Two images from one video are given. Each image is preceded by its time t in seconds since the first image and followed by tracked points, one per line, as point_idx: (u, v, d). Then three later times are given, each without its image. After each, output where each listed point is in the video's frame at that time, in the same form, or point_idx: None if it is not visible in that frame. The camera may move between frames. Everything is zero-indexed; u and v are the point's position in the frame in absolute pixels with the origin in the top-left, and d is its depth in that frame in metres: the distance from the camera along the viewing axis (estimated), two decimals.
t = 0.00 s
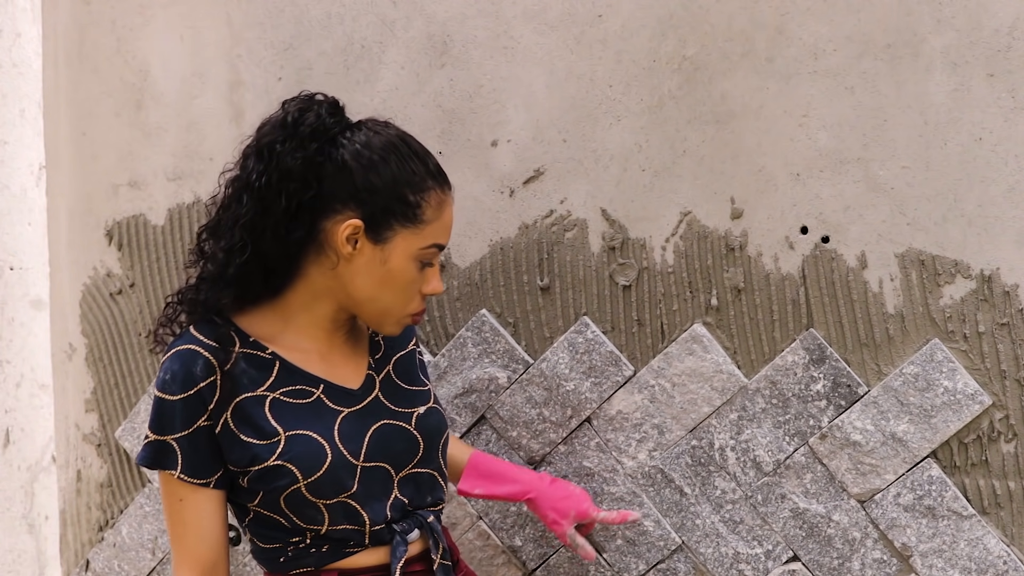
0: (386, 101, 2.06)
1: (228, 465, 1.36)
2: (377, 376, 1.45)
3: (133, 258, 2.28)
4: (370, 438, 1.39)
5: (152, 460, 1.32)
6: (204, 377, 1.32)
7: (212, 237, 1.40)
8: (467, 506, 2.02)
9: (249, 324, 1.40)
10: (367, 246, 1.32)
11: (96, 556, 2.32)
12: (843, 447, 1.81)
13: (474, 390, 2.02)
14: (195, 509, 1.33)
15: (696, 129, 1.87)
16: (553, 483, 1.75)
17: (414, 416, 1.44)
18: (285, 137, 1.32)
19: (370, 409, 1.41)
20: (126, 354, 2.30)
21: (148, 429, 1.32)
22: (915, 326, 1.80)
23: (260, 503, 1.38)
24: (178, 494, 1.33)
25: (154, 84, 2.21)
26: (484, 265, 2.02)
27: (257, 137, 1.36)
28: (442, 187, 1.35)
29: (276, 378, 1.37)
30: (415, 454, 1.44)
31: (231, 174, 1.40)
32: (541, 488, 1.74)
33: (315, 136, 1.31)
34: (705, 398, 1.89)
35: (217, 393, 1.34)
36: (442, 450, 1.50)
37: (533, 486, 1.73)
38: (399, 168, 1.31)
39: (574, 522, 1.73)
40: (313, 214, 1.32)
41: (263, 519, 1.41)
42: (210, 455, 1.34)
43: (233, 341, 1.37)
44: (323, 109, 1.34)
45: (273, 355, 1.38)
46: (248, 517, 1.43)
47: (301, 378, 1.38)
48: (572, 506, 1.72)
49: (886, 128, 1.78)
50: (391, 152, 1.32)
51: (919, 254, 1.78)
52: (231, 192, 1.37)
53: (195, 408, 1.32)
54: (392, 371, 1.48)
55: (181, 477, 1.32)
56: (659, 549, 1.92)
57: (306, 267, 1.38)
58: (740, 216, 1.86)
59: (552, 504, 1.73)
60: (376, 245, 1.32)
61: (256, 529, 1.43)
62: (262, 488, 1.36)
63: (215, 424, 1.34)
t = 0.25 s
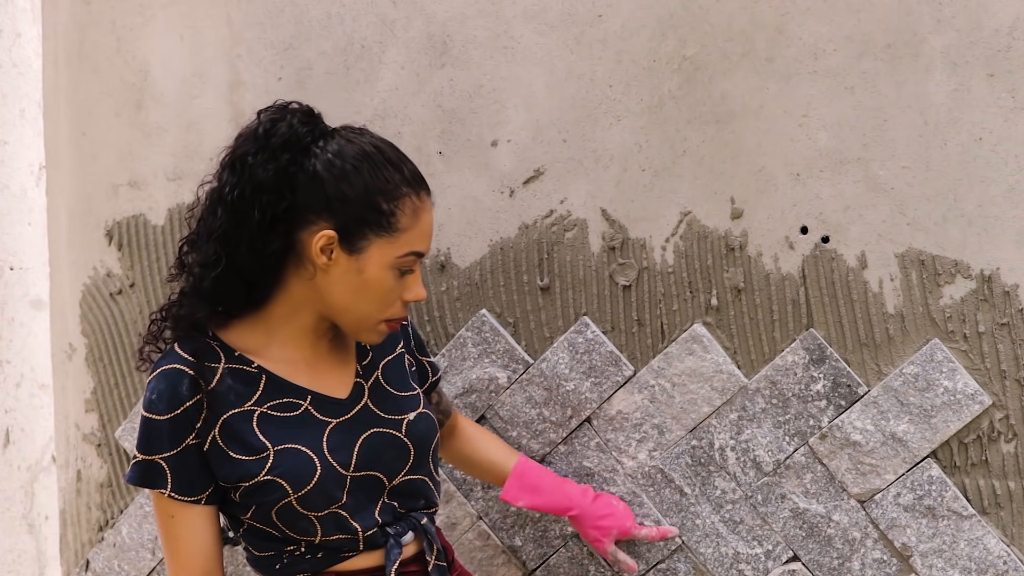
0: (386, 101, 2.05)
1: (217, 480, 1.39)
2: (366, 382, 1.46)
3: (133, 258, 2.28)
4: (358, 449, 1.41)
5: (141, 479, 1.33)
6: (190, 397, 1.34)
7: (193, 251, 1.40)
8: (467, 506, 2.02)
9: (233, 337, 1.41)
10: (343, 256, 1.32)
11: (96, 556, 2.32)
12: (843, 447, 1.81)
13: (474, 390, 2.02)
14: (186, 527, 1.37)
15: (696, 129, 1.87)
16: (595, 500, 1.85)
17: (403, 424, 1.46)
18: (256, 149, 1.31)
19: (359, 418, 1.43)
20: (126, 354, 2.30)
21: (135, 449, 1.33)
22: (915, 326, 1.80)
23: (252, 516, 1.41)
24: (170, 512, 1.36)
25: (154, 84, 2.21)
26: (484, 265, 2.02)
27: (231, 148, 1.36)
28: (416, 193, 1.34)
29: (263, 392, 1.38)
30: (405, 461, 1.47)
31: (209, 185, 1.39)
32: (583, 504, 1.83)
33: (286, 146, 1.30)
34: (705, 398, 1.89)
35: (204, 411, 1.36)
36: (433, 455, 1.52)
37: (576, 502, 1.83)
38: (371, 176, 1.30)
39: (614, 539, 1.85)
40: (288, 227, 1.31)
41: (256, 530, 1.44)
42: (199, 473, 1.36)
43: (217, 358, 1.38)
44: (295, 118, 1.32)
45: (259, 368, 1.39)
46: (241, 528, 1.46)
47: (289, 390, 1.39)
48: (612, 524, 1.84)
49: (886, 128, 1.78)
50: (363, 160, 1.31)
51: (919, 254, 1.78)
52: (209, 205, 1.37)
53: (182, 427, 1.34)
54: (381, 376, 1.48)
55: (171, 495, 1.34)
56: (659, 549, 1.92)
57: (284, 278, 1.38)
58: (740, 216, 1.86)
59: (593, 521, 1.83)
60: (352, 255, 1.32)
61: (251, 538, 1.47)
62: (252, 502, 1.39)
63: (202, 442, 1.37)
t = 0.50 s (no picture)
0: (386, 101, 2.05)
1: (216, 481, 1.39)
2: (365, 380, 1.45)
3: (133, 258, 2.28)
4: (356, 448, 1.41)
5: (140, 480, 1.34)
6: (186, 399, 1.34)
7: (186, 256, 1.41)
8: (467, 506, 2.02)
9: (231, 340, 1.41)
10: (335, 252, 1.32)
11: (96, 556, 2.32)
12: (843, 447, 1.81)
13: (474, 390, 2.02)
14: (188, 527, 1.38)
15: (696, 129, 1.87)
16: (598, 501, 1.84)
17: (402, 422, 1.45)
18: (244, 151, 1.32)
19: (357, 417, 1.43)
20: (126, 354, 2.30)
21: (134, 450, 1.34)
22: (915, 326, 1.80)
23: (251, 515, 1.42)
24: (171, 512, 1.37)
25: (154, 84, 2.21)
26: (484, 265, 2.02)
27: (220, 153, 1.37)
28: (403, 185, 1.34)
29: (260, 392, 1.38)
30: (404, 460, 1.46)
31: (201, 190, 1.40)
32: (586, 506, 1.82)
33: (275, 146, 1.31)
34: (705, 398, 1.89)
35: (201, 412, 1.37)
36: (433, 453, 1.51)
37: (579, 503, 1.81)
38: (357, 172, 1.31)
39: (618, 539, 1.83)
40: (279, 226, 1.32)
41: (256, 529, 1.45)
42: (197, 473, 1.37)
43: (214, 359, 1.38)
44: (282, 119, 1.33)
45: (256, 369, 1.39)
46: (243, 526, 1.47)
47: (286, 389, 1.39)
48: (616, 525, 1.82)
49: (886, 128, 1.78)
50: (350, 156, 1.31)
51: (919, 254, 1.78)
52: (201, 209, 1.38)
53: (179, 429, 1.35)
54: (381, 373, 1.48)
55: (171, 495, 1.36)
56: (659, 549, 1.92)
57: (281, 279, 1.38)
58: (740, 216, 1.86)
59: (597, 522, 1.82)
60: (343, 251, 1.32)
61: (252, 537, 1.47)
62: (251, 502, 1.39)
63: (201, 443, 1.37)
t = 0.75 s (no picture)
0: (386, 101, 2.06)
1: (225, 472, 1.40)
2: (373, 372, 1.46)
3: (133, 258, 2.28)
4: (366, 438, 1.41)
5: (149, 471, 1.36)
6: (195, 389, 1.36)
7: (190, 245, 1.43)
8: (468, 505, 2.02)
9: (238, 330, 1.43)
10: (330, 239, 1.32)
11: (97, 556, 2.32)
12: (843, 447, 1.81)
13: (474, 390, 2.02)
14: (196, 520, 1.39)
15: (696, 129, 1.87)
16: (618, 493, 1.70)
17: (412, 413, 1.45)
18: (246, 139, 1.33)
19: (367, 407, 1.43)
20: (126, 354, 2.30)
21: (143, 442, 1.36)
22: (915, 326, 1.80)
23: (261, 506, 1.41)
24: (180, 504, 1.38)
25: (154, 84, 2.21)
26: (484, 265, 2.02)
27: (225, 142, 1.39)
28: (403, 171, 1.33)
29: (269, 382, 1.39)
30: (414, 451, 1.46)
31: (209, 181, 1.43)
32: (606, 498, 1.68)
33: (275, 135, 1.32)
34: (705, 398, 1.89)
35: (210, 403, 1.37)
36: (444, 444, 1.51)
37: (598, 495, 1.69)
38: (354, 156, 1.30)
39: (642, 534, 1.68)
40: (278, 213, 1.33)
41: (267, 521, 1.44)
42: (206, 465, 1.38)
43: (223, 351, 1.39)
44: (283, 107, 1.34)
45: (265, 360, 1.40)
46: (252, 519, 1.47)
47: (295, 380, 1.40)
48: (638, 517, 1.67)
49: (886, 128, 1.78)
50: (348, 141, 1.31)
51: (919, 254, 1.78)
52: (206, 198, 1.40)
53: (188, 420, 1.36)
54: (390, 366, 1.48)
55: (180, 487, 1.37)
56: (659, 549, 1.92)
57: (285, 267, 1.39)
58: (740, 216, 1.86)
59: (618, 514, 1.68)
60: (338, 238, 1.32)
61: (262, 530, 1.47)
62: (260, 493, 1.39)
63: (209, 434, 1.38)
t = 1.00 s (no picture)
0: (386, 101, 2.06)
1: (246, 450, 1.44)
2: (402, 364, 1.51)
3: (133, 258, 2.28)
4: (388, 429, 1.44)
5: (172, 444, 1.39)
6: (223, 366, 1.39)
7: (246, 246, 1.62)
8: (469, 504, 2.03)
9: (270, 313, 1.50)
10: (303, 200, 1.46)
11: (96, 556, 2.32)
12: (843, 447, 1.81)
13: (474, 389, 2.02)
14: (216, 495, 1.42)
15: (696, 129, 1.87)
16: (624, 476, 1.79)
17: (436, 408, 1.49)
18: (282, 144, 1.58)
19: (391, 399, 1.46)
20: (126, 354, 2.30)
21: (168, 415, 1.40)
22: (915, 326, 1.80)
23: (278, 488, 1.44)
24: (201, 478, 1.41)
25: (154, 84, 2.21)
26: (484, 265, 2.02)
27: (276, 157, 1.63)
28: (382, 134, 1.43)
29: (296, 365, 1.43)
30: (435, 446, 1.49)
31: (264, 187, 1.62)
32: (614, 482, 1.77)
33: (305, 131, 1.47)
34: (705, 398, 1.89)
35: (235, 380, 1.41)
36: (465, 444, 1.54)
37: (606, 480, 1.77)
38: (367, 145, 1.41)
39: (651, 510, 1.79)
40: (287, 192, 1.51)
41: (283, 505, 1.47)
42: (228, 441, 1.42)
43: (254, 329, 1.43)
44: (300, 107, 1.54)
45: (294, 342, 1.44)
46: (268, 502, 1.49)
47: (322, 365, 1.44)
48: (647, 494, 1.78)
49: (886, 128, 1.78)
50: (361, 132, 1.42)
51: (919, 254, 1.78)
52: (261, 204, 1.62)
53: (214, 395, 1.40)
54: (419, 360, 1.53)
55: (202, 462, 1.40)
56: (659, 550, 1.92)
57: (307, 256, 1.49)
58: (740, 216, 1.86)
59: (628, 494, 1.77)
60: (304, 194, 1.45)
61: (277, 514, 1.49)
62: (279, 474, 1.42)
63: (233, 411, 1.42)
